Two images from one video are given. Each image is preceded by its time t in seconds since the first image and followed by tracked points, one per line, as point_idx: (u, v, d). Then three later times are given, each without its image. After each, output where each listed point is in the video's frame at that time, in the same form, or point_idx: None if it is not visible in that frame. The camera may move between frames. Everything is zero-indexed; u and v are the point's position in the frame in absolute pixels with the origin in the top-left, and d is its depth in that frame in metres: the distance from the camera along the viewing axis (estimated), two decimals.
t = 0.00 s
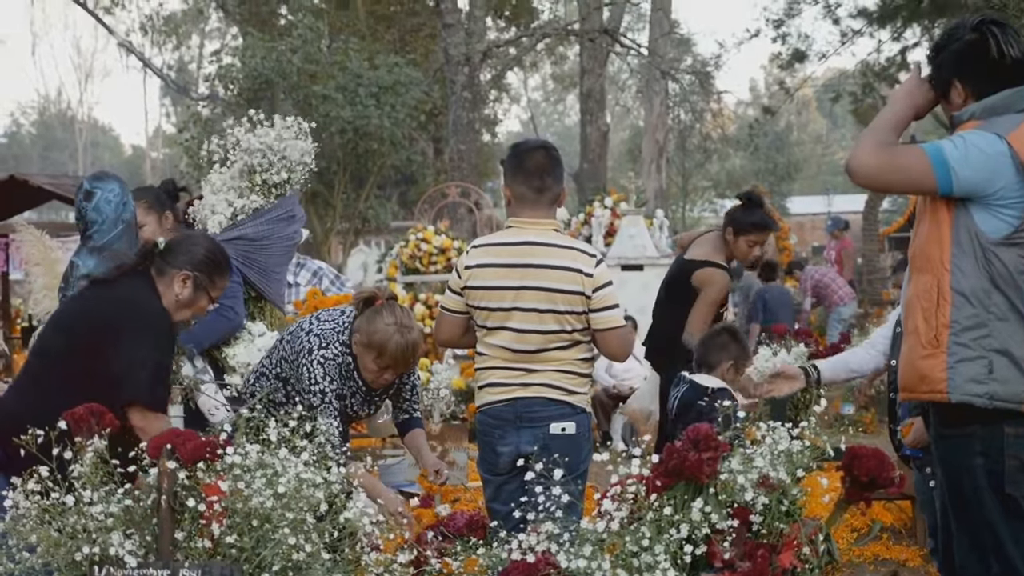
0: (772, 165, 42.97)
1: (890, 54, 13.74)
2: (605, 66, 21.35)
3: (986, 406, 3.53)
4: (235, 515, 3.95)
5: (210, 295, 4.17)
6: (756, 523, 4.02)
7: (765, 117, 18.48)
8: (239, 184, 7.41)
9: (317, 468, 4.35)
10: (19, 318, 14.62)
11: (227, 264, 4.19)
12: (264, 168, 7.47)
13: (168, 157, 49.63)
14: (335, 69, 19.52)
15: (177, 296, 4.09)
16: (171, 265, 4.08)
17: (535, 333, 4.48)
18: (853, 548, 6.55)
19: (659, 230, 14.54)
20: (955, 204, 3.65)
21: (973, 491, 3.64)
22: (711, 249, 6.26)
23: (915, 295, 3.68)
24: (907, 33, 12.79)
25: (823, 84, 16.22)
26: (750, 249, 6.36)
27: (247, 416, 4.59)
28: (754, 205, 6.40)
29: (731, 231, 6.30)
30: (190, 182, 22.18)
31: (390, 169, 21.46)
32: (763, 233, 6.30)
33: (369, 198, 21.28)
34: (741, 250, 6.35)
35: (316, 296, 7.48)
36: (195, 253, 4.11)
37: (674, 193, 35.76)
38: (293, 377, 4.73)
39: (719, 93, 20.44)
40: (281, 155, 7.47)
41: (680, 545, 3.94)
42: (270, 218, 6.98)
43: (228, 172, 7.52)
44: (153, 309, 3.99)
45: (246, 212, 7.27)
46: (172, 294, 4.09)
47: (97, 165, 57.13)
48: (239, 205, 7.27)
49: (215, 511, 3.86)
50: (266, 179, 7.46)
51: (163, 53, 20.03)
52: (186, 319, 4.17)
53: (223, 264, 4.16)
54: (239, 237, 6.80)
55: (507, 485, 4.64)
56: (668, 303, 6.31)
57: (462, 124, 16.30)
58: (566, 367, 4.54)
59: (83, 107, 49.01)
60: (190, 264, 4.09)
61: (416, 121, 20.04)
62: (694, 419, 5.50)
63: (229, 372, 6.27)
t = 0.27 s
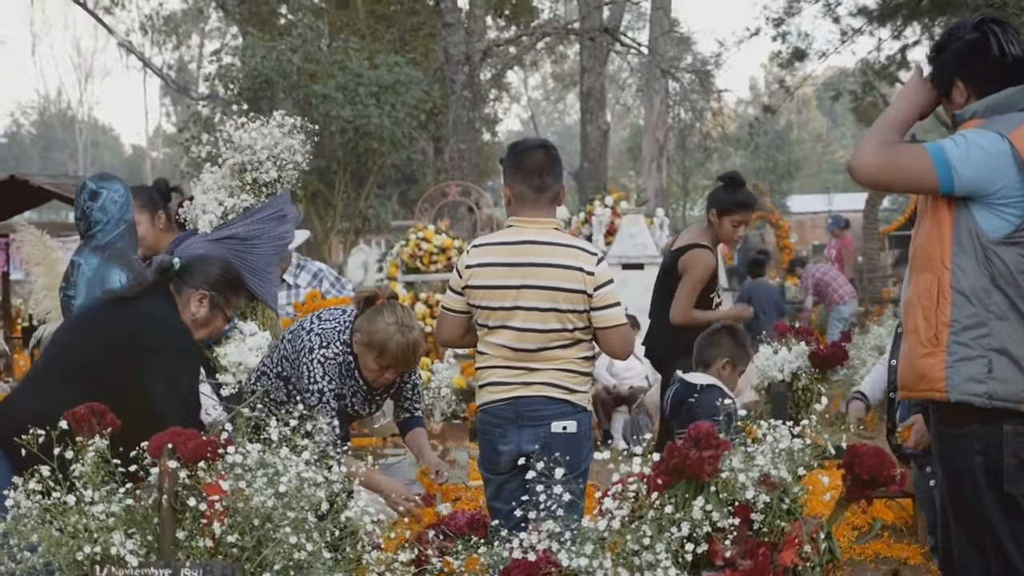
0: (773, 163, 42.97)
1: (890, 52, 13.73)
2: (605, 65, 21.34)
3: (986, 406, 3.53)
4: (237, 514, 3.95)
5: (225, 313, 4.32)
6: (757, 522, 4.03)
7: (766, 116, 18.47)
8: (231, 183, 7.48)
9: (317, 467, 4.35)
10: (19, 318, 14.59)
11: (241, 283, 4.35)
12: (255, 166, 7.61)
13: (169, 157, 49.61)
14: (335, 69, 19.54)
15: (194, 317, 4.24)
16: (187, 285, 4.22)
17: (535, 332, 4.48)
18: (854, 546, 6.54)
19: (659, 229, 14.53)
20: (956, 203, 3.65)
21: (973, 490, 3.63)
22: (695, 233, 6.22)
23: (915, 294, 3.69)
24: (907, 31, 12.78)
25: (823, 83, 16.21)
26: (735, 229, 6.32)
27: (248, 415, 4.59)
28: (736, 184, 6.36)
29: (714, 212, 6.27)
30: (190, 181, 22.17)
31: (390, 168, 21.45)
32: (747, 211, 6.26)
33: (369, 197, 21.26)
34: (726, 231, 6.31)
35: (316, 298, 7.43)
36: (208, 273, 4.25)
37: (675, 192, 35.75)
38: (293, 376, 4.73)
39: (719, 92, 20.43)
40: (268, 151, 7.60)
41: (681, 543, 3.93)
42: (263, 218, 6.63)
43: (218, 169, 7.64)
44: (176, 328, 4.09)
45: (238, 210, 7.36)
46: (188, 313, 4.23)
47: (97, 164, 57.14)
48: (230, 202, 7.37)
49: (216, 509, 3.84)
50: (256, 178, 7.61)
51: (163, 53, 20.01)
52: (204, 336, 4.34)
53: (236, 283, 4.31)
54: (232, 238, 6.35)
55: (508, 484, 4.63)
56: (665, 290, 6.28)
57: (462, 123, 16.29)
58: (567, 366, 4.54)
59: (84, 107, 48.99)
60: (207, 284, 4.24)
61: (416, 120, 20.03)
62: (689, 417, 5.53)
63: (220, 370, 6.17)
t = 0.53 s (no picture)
0: (773, 163, 42.97)
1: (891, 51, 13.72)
2: (605, 64, 21.33)
3: (985, 409, 3.52)
4: (237, 513, 3.95)
5: (236, 332, 4.49)
6: (757, 521, 4.03)
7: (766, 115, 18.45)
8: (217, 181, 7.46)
9: (317, 466, 4.35)
10: (19, 317, 14.57)
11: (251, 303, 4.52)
12: (241, 163, 7.59)
13: (169, 156, 49.54)
14: (335, 68, 19.53)
15: (207, 335, 4.40)
16: (201, 303, 4.38)
17: (536, 332, 4.48)
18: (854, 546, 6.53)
19: (659, 228, 14.52)
20: (957, 206, 3.66)
21: (974, 491, 3.63)
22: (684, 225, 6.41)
23: (915, 297, 3.70)
24: (908, 30, 12.77)
25: (823, 82, 16.20)
26: (722, 216, 6.44)
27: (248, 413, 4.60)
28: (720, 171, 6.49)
29: (699, 200, 6.42)
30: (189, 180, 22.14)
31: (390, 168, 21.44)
32: (733, 197, 6.39)
33: (369, 196, 21.25)
34: (713, 218, 6.43)
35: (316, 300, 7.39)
36: (221, 293, 4.41)
37: (675, 191, 35.75)
38: (293, 375, 4.73)
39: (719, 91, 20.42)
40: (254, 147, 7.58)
41: (681, 542, 3.93)
42: (247, 214, 6.92)
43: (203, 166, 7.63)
44: (194, 345, 4.21)
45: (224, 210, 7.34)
46: (201, 331, 4.39)
47: (97, 163, 57.12)
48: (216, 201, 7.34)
49: (216, 508, 3.85)
50: (242, 175, 7.58)
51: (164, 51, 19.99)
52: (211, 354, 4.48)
53: (248, 304, 4.49)
54: (216, 233, 6.75)
55: (509, 483, 4.63)
56: (660, 281, 6.46)
57: (463, 122, 16.26)
58: (567, 366, 4.54)
59: (83, 105, 48.90)
60: (219, 303, 4.40)
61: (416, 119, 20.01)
62: (683, 418, 5.39)
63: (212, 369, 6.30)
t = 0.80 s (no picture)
0: (775, 163, 43.02)
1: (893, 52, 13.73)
2: (608, 63, 21.33)
3: (989, 415, 3.52)
4: (237, 512, 3.95)
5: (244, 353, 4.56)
6: (758, 521, 4.04)
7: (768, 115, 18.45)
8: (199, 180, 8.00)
9: (318, 465, 4.34)
10: (21, 314, 14.57)
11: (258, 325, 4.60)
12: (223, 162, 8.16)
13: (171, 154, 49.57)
14: (337, 66, 19.48)
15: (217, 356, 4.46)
16: (212, 322, 4.43)
17: (538, 331, 4.48)
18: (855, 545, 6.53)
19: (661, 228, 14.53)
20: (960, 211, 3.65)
21: (978, 492, 3.62)
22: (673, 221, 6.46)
23: (917, 302, 3.70)
24: (910, 31, 12.77)
25: (826, 82, 16.20)
26: (713, 210, 6.43)
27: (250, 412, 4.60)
28: (712, 165, 6.50)
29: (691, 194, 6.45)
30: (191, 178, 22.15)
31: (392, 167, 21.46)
32: (725, 190, 6.41)
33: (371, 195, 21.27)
34: (705, 212, 6.42)
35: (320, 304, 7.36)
36: (230, 311, 4.48)
37: (677, 192, 35.77)
38: (294, 374, 4.73)
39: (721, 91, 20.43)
40: (237, 146, 8.18)
41: (682, 542, 3.93)
42: (228, 215, 6.95)
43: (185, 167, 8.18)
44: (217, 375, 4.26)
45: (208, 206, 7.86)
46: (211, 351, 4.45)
47: (98, 160, 57.10)
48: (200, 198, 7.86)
49: (217, 507, 3.86)
50: (225, 174, 8.16)
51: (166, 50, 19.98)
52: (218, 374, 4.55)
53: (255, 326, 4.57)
54: (200, 233, 6.69)
55: (510, 482, 4.63)
56: (653, 276, 6.49)
57: (465, 121, 16.26)
58: (569, 366, 4.54)
59: (86, 103, 48.92)
60: (229, 323, 4.47)
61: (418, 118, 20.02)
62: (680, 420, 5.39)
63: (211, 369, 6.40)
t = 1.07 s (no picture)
0: (777, 163, 43.00)
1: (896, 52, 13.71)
2: (610, 63, 21.31)
3: (1002, 419, 3.52)
4: (240, 511, 3.95)
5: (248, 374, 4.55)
6: (761, 521, 4.04)
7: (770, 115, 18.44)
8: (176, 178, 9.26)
9: (321, 464, 4.34)
10: (24, 314, 14.57)
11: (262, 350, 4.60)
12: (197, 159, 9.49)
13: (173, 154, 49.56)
14: (339, 66, 19.41)
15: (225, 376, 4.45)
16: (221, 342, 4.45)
17: (543, 331, 4.48)
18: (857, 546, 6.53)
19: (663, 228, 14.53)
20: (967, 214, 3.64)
21: (984, 494, 3.62)
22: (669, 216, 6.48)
23: (923, 307, 3.70)
24: (912, 31, 12.74)
25: (828, 82, 16.17)
26: (713, 207, 6.43)
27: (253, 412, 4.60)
28: (710, 162, 6.49)
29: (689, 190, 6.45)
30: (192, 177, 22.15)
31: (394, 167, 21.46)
32: (724, 186, 6.40)
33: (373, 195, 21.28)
34: (705, 209, 6.42)
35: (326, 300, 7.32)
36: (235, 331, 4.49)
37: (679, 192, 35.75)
38: (296, 374, 4.74)
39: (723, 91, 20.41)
40: (213, 145, 9.52)
41: (684, 542, 3.94)
42: (206, 209, 6.96)
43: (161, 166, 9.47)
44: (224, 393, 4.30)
45: (186, 201, 9.11)
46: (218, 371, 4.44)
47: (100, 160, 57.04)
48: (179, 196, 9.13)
49: (219, 506, 3.88)
50: (201, 170, 9.48)
51: (168, 49, 19.96)
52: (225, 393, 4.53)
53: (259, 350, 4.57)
54: (178, 229, 6.74)
55: (512, 483, 4.63)
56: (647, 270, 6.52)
57: (467, 121, 16.25)
58: (573, 365, 4.54)
59: (89, 103, 48.90)
60: (234, 344, 4.47)
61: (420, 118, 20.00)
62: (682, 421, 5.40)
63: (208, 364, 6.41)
